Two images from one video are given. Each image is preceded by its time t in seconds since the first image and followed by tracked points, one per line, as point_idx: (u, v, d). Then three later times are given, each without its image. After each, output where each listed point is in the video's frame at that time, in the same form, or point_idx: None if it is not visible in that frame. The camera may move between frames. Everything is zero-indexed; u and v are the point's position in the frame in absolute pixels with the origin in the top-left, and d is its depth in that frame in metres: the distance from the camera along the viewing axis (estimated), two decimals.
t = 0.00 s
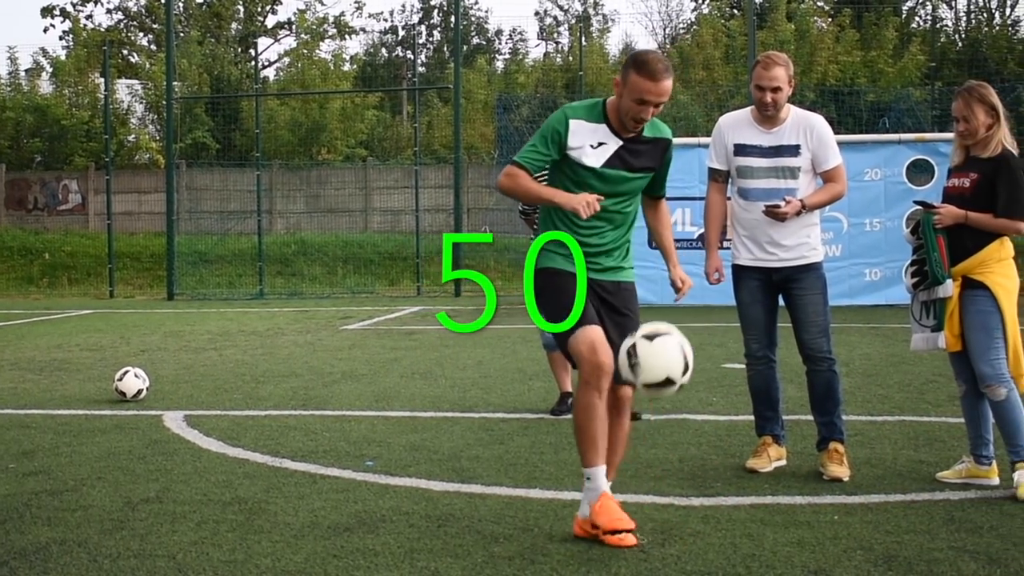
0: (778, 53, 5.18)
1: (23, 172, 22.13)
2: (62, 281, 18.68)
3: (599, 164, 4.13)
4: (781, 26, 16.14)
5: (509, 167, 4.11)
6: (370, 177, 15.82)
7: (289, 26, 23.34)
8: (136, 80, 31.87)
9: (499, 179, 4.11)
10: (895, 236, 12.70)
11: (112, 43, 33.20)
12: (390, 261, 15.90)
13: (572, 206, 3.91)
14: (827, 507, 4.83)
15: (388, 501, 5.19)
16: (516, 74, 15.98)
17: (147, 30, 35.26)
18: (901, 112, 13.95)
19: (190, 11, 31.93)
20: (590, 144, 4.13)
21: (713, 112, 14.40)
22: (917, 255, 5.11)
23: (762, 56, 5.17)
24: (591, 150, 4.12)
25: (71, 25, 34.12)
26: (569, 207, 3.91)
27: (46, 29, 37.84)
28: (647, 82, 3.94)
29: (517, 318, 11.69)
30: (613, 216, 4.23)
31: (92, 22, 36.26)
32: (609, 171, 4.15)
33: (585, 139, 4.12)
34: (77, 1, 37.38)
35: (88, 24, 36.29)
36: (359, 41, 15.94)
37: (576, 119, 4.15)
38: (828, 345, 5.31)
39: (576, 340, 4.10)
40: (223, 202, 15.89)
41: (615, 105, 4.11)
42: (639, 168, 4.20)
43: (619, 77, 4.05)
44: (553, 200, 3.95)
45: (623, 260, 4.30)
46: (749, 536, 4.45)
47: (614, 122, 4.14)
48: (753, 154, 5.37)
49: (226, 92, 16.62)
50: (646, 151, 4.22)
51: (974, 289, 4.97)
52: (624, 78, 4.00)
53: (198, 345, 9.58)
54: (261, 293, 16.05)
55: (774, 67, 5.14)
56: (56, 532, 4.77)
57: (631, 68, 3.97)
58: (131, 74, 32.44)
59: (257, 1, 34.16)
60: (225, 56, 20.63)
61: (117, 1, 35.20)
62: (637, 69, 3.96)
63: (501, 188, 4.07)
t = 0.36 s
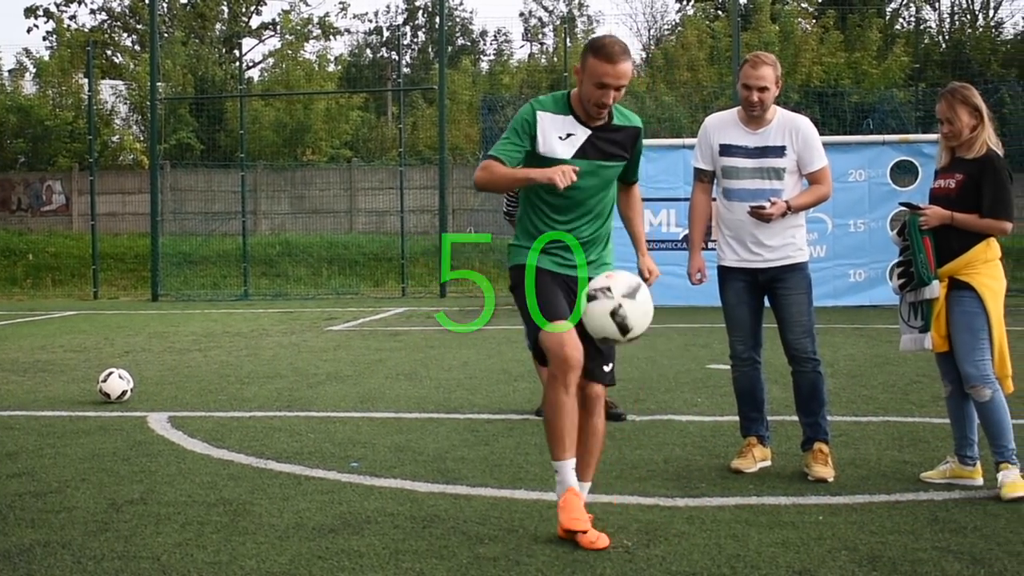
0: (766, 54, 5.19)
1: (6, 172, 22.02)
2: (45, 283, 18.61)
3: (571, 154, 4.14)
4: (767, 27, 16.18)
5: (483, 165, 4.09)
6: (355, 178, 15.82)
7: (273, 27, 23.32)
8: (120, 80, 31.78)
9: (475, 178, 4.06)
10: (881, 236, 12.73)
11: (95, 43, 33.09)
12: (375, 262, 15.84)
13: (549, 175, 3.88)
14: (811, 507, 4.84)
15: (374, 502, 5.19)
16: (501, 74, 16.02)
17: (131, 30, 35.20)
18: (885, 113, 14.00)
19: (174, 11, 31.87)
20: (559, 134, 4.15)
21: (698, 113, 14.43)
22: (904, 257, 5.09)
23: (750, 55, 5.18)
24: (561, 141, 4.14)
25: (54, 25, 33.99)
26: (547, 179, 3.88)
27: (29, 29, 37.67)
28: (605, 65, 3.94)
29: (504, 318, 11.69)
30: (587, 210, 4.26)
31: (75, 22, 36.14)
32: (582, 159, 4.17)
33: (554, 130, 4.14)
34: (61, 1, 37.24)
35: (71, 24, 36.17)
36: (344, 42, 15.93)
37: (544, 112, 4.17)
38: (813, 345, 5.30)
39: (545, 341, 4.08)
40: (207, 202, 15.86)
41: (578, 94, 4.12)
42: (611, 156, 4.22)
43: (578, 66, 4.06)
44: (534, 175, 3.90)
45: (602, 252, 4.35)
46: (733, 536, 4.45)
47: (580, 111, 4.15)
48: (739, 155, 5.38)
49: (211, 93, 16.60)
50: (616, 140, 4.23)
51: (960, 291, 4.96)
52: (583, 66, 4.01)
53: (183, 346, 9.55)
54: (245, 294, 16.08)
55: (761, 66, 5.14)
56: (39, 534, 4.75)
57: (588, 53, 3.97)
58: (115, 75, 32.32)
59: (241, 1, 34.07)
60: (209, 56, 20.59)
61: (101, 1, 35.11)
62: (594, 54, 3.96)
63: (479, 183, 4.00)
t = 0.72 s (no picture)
0: (763, 51, 5.17)
1: None
2: (36, 284, 18.57)
3: (538, 164, 4.17)
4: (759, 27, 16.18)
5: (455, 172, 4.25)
6: (347, 179, 15.87)
7: (265, 26, 23.28)
8: (111, 80, 31.72)
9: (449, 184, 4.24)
10: (873, 237, 12.75)
11: (86, 44, 32.99)
12: (366, 262, 15.99)
13: (508, 202, 3.95)
14: (803, 508, 4.85)
15: (366, 502, 5.18)
16: (492, 75, 16.04)
17: (122, 31, 35.16)
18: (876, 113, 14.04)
19: (165, 11, 31.77)
20: (528, 144, 4.17)
21: (690, 114, 14.44)
22: (896, 260, 5.11)
23: (748, 54, 5.16)
24: (528, 151, 4.17)
25: (45, 25, 33.86)
26: (503, 202, 3.95)
27: (20, 29, 37.56)
28: (573, 78, 3.93)
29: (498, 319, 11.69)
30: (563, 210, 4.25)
31: (65, 22, 35.98)
32: (549, 171, 4.18)
33: (525, 139, 4.17)
34: (52, 2, 37.16)
35: (62, 25, 36.04)
36: (335, 42, 15.92)
37: (513, 120, 4.20)
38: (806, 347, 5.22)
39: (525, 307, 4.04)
40: (198, 203, 15.83)
41: (553, 107, 4.12)
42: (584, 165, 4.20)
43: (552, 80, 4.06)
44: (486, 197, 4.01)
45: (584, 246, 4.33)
46: (725, 537, 4.46)
47: (553, 123, 4.16)
48: (738, 154, 5.36)
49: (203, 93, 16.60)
50: (589, 151, 4.22)
51: (953, 291, 4.96)
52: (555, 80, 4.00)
53: (174, 346, 9.54)
54: (237, 294, 16.07)
55: (759, 63, 5.13)
56: (30, 536, 4.74)
57: (559, 66, 3.97)
58: (106, 75, 32.24)
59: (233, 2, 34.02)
60: (200, 56, 20.56)
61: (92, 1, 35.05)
62: (564, 67, 3.95)
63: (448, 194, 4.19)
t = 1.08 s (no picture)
0: (787, 45, 5.04)
1: None
2: (24, 284, 18.54)
3: (517, 130, 4.18)
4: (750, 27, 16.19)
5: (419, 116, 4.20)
6: (337, 179, 15.90)
7: (254, 26, 23.27)
8: (100, 80, 31.67)
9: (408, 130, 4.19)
10: (862, 236, 12.77)
11: (74, 43, 32.92)
12: (356, 262, 16.02)
13: (473, 134, 3.94)
14: (792, 508, 4.85)
15: (355, 503, 5.17)
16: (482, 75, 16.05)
17: (111, 30, 35.12)
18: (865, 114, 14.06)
19: (153, 11, 31.71)
20: (507, 110, 4.20)
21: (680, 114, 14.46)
22: (890, 262, 5.08)
23: (771, 45, 5.03)
24: (509, 116, 4.19)
25: (33, 24, 33.76)
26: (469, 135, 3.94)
27: (8, 29, 37.48)
28: (540, 52, 3.97)
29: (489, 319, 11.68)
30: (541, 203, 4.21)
31: (53, 22, 35.89)
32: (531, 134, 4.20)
33: (502, 106, 4.21)
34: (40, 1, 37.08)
35: (50, 24, 35.95)
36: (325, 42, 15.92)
37: (494, 87, 4.24)
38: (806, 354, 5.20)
39: (471, 350, 4.09)
40: (187, 203, 15.80)
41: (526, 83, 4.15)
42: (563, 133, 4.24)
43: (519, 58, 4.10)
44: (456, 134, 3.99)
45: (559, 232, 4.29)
46: (714, 536, 4.46)
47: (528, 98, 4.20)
48: (751, 147, 5.23)
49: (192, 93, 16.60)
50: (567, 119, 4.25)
51: (949, 289, 4.96)
52: (523, 56, 4.04)
53: (163, 347, 9.53)
54: (226, 294, 16.04)
55: (781, 56, 4.99)
56: (19, 537, 4.73)
57: (526, 42, 4.01)
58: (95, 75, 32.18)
59: (222, 2, 33.97)
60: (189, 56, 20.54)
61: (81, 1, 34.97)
62: (531, 41, 4.00)
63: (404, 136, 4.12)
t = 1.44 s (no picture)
0: (792, 45, 5.00)
1: None
2: (13, 284, 18.50)
3: (493, 176, 4.26)
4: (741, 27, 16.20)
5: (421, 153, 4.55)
6: (326, 180, 15.86)
7: (243, 26, 23.25)
8: (90, 79, 31.61)
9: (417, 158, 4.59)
10: (850, 236, 12.80)
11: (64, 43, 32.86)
12: (345, 263, 15.92)
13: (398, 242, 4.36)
14: (781, 508, 4.86)
15: (344, 504, 5.17)
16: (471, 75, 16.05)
17: (99, 30, 35.08)
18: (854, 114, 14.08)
19: (143, 11, 31.66)
20: (486, 153, 4.26)
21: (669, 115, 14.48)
22: (889, 264, 5.05)
23: (775, 46, 4.99)
24: (485, 161, 4.26)
25: (22, 24, 33.68)
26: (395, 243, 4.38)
27: None
28: (515, 102, 3.98)
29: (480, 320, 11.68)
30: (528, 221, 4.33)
31: (41, 22, 35.80)
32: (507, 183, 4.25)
33: (482, 150, 4.26)
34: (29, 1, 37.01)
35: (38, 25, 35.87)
36: (314, 42, 15.90)
37: (475, 131, 4.32)
38: (799, 358, 5.17)
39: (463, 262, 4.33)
40: (177, 203, 15.77)
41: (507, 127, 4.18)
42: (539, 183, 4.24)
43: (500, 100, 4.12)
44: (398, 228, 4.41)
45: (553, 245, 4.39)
46: (703, 536, 4.47)
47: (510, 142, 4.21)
48: (753, 147, 5.20)
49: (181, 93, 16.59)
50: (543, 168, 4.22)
51: (948, 291, 4.95)
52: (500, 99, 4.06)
53: (152, 347, 9.52)
54: (215, 294, 16.05)
55: (784, 58, 4.95)
56: (7, 537, 4.72)
57: (503, 89, 4.02)
58: (84, 75, 32.11)
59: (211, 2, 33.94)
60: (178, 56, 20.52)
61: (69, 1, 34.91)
62: (508, 90, 3.99)
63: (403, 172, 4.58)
